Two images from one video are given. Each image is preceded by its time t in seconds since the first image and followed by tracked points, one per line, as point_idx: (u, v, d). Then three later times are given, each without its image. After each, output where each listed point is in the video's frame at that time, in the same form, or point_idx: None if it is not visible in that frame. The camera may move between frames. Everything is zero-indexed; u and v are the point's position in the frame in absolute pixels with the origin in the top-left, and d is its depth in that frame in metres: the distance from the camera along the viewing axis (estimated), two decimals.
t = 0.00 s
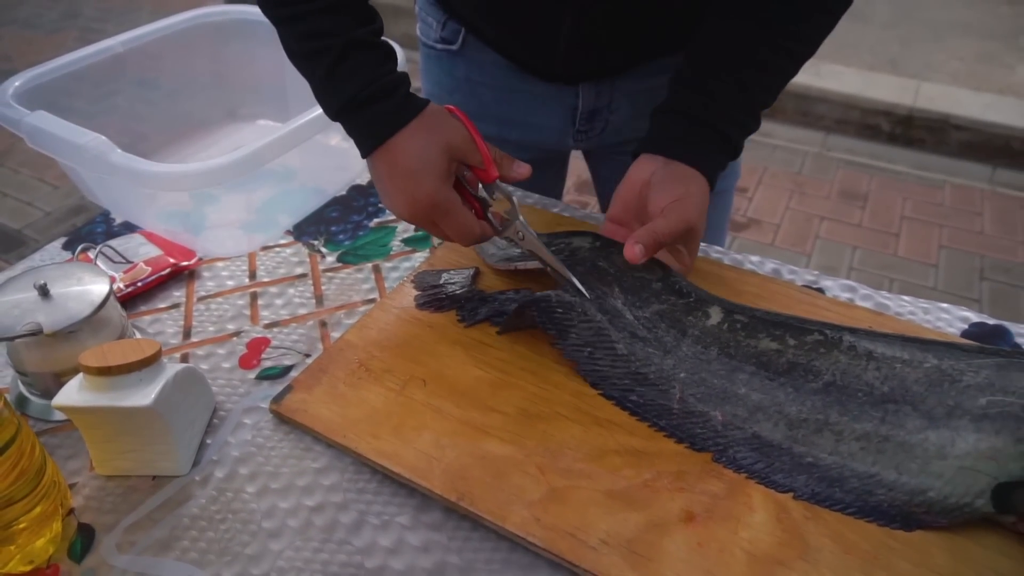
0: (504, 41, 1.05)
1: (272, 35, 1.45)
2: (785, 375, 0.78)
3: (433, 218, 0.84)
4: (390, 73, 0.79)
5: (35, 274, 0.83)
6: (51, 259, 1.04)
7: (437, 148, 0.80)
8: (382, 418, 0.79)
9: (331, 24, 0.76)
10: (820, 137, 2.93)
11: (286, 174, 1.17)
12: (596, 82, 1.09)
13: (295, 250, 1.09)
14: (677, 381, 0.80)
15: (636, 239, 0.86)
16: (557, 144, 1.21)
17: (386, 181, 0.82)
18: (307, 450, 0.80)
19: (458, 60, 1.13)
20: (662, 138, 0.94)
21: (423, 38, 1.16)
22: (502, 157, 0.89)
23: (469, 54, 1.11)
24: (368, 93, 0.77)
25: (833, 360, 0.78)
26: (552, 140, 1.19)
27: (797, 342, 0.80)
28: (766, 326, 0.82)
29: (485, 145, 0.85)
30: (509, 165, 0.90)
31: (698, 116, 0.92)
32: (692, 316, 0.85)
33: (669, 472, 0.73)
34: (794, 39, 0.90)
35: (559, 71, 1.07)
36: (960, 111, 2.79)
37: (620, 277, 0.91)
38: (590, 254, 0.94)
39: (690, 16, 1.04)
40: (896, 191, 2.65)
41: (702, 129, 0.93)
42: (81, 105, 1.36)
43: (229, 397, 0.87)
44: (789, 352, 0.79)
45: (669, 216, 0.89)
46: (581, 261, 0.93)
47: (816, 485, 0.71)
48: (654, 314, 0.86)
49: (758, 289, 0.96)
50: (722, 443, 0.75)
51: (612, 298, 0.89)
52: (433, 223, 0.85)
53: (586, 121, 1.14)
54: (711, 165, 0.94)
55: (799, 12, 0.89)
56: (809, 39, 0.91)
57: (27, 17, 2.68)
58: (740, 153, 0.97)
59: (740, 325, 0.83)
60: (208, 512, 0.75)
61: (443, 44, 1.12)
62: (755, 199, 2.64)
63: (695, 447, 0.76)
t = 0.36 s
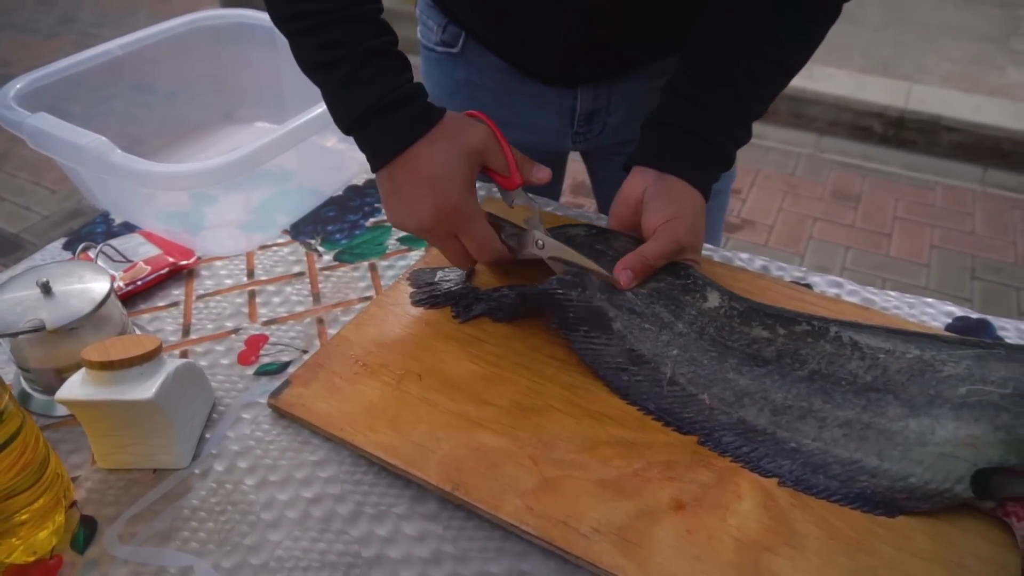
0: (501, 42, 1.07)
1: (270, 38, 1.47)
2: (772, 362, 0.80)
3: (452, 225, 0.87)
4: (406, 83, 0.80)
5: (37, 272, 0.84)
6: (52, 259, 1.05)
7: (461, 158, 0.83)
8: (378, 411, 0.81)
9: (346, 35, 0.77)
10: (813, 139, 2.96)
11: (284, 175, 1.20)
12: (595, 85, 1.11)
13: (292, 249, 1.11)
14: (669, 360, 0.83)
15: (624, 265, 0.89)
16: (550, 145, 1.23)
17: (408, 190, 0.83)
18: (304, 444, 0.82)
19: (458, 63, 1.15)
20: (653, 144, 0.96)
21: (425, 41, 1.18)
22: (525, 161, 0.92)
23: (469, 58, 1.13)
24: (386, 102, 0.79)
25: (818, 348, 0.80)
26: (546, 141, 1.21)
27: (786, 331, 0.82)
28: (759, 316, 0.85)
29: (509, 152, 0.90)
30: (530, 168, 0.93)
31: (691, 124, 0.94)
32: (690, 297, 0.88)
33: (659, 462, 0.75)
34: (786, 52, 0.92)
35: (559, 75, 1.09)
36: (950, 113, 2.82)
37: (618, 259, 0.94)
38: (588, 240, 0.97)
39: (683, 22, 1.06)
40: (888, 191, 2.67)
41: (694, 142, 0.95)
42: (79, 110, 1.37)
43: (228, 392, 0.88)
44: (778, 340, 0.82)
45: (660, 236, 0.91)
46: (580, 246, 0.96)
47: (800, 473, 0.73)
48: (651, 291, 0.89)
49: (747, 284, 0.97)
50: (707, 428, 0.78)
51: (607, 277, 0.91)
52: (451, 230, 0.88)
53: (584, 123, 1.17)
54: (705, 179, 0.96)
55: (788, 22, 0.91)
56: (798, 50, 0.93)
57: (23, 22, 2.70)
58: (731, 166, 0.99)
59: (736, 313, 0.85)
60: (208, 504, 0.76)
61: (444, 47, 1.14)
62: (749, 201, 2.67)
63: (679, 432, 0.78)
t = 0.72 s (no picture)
0: (496, 49, 1.09)
1: (263, 43, 1.48)
2: (758, 356, 0.81)
3: (440, 228, 0.88)
4: (395, 90, 0.81)
5: (33, 275, 0.85)
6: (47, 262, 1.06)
7: (444, 160, 0.85)
8: (370, 410, 0.82)
9: (336, 43, 0.78)
10: (803, 141, 2.98)
11: (277, 178, 1.22)
12: (591, 91, 1.13)
13: (285, 251, 1.12)
14: (657, 349, 0.86)
15: (611, 256, 0.91)
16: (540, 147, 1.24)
17: (393, 194, 0.85)
18: (298, 442, 0.83)
19: (454, 71, 1.16)
20: (646, 145, 0.97)
21: (420, 49, 1.20)
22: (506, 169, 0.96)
23: (465, 65, 1.14)
24: (376, 110, 0.80)
25: (802, 343, 0.81)
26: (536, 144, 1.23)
27: (773, 326, 0.84)
28: (747, 311, 0.86)
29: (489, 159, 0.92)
30: (512, 177, 0.97)
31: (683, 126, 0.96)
32: (680, 289, 0.90)
33: (647, 457, 0.77)
34: (776, 57, 0.95)
35: (556, 81, 1.11)
36: (939, 115, 2.85)
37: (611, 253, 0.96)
38: (581, 234, 0.99)
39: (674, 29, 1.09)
40: (877, 193, 2.70)
41: (688, 141, 0.96)
42: (73, 116, 1.38)
43: (222, 392, 0.89)
44: (764, 334, 0.83)
45: (647, 231, 0.93)
46: (571, 239, 0.98)
47: (782, 465, 0.75)
48: (643, 283, 0.91)
49: (734, 283, 0.99)
50: (691, 420, 0.80)
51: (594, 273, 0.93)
52: (439, 232, 0.89)
53: (580, 128, 1.18)
54: (697, 179, 0.97)
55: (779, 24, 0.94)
56: (788, 52, 0.96)
57: (16, 28, 2.70)
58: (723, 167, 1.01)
59: (726, 308, 0.87)
60: (203, 502, 0.77)
61: (440, 55, 1.15)
62: (741, 203, 2.69)
63: (666, 428, 0.80)
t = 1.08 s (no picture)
0: (488, 55, 1.10)
1: (253, 48, 1.49)
2: (738, 348, 0.83)
3: (437, 230, 0.91)
4: (389, 96, 0.82)
5: (22, 279, 0.86)
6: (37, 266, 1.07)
7: (441, 166, 0.87)
8: (357, 409, 0.83)
9: (333, 52, 0.78)
10: (791, 143, 3.01)
11: (266, 183, 1.24)
12: (580, 95, 1.15)
13: (274, 254, 1.13)
14: (642, 341, 0.87)
15: (593, 247, 0.93)
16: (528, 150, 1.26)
17: (390, 198, 0.86)
18: (286, 442, 0.84)
19: (445, 76, 1.18)
20: (632, 143, 0.99)
21: (410, 55, 1.21)
22: (501, 171, 0.98)
23: (456, 71, 1.16)
24: (372, 116, 0.81)
25: (781, 335, 0.83)
26: (523, 147, 1.24)
27: (753, 319, 0.85)
28: (728, 305, 0.88)
29: (485, 163, 0.93)
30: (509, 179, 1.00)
31: (671, 125, 0.97)
32: (663, 283, 0.91)
33: (629, 453, 0.78)
34: (761, 59, 0.97)
35: (546, 86, 1.12)
36: (924, 116, 2.87)
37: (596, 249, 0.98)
38: (570, 228, 1.00)
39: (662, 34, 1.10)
40: (865, 194, 2.73)
41: (672, 143, 0.97)
42: (62, 122, 1.38)
43: (210, 394, 0.90)
44: (745, 326, 0.85)
45: (630, 226, 0.95)
46: (557, 233, 0.99)
47: (759, 455, 0.77)
48: (627, 276, 0.93)
49: (717, 281, 1.01)
50: (673, 410, 0.82)
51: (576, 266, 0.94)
52: (436, 235, 0.92)
53: (570, 132, 1.20)
54: (681, 180, 0.99)
55: (764, 29, 0.96)
56: (773, 56, 0.98)
57: (7, 35, 2.70)
58: (706, 168, 1.02)
59: (708, 302, 0.89)
60: (191, 502, 0.78)
61: (432, 61, 1.17)
62: (730, 204, 2.71)
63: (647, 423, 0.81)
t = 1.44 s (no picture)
0: (474, 56, 1.10)
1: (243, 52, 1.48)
2: (719, 343, 0.84)
3: (439, 245, 0.89)
4: (388, 107, 0.81)
5: (4, 283, 0.86)
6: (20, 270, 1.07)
7: (445, 179, 0.85)
8: (341, 410, 0.84)
9: (328, 64, 0.77)
10: (779, 145, 3.03)
11: (251, 186, 1.23)
12: (564, 95, 1.16)
13: (259, 257, 1.14)
14: (625, 336, 0.88)
15: (572, 239, 0.94)
16: (512, 152, 1.26)
17: (394, 213, 0.85)
18: (269, 443, 0.84)
19: (431, 78, 1.18)
20: (614, 141, 1.00)
21: (395, 57, 1.22)
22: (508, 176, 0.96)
23: (442, 73, 1.16)
24: (372, 128, 0.80)
25: (761, 331, 0.84)
26: (508, 149, 1.25)
27: (734, 315, 0.86)
28: (710, 302, 0.88)
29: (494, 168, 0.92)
30: (513, 181, 0.97)
31: (652, 122, 0.98)
32: (646, 279, 0.92)
33: (611, 451, 0.78)
34: (741, 58, 0.98)
35: (531, 86, 1.13)
36: (910, 118, 2.87)
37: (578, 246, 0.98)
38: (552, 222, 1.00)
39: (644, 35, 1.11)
40: (851, 195, 2.75)
41: (653, 141, 0.98)
42: (49, 128, 1.39)
43: (194, 396, 0.90)
44: (726, 322, 0.85)
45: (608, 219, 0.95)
46: (540, 228, 0.99)
47: (738, 449, 0.78)
48: (610, 272, 0.93)
49: (699, 279, 1.01)
50: (655, 404, 0.83)
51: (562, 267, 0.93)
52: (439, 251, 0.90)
53: (555, 132, 1.21)
54: (662, 177, 1.00)
55: (744, 28, 0.96)
56: (753, 55, 0.99)
57: None
58: (687, 166, 1.03)
59: (690, 298, 0.89)
60: (174, 504, 0.78)
61: (417, 63, 1.17)
62: (717, 206, 2.72)
63: (628, 421, 0.82)
